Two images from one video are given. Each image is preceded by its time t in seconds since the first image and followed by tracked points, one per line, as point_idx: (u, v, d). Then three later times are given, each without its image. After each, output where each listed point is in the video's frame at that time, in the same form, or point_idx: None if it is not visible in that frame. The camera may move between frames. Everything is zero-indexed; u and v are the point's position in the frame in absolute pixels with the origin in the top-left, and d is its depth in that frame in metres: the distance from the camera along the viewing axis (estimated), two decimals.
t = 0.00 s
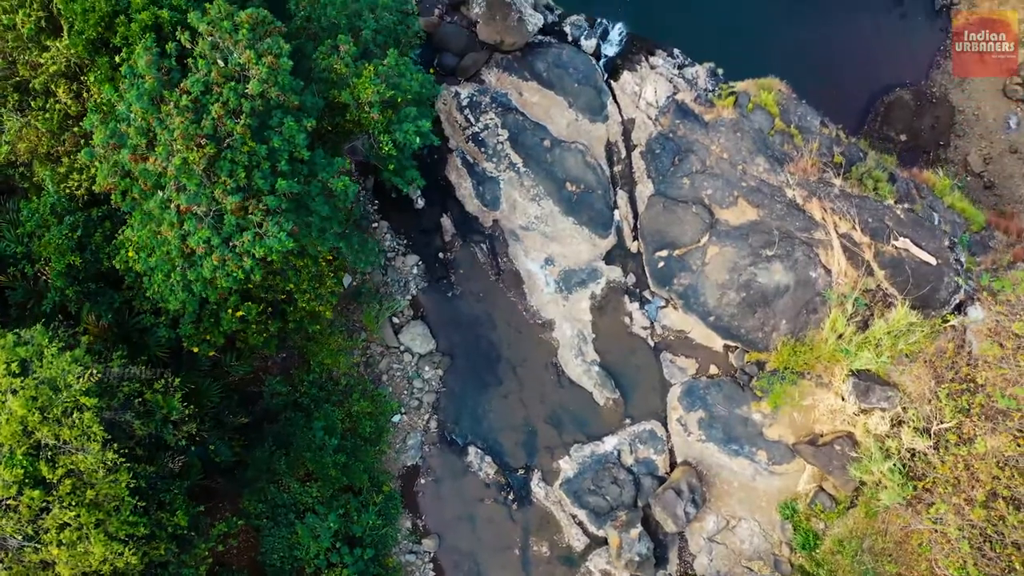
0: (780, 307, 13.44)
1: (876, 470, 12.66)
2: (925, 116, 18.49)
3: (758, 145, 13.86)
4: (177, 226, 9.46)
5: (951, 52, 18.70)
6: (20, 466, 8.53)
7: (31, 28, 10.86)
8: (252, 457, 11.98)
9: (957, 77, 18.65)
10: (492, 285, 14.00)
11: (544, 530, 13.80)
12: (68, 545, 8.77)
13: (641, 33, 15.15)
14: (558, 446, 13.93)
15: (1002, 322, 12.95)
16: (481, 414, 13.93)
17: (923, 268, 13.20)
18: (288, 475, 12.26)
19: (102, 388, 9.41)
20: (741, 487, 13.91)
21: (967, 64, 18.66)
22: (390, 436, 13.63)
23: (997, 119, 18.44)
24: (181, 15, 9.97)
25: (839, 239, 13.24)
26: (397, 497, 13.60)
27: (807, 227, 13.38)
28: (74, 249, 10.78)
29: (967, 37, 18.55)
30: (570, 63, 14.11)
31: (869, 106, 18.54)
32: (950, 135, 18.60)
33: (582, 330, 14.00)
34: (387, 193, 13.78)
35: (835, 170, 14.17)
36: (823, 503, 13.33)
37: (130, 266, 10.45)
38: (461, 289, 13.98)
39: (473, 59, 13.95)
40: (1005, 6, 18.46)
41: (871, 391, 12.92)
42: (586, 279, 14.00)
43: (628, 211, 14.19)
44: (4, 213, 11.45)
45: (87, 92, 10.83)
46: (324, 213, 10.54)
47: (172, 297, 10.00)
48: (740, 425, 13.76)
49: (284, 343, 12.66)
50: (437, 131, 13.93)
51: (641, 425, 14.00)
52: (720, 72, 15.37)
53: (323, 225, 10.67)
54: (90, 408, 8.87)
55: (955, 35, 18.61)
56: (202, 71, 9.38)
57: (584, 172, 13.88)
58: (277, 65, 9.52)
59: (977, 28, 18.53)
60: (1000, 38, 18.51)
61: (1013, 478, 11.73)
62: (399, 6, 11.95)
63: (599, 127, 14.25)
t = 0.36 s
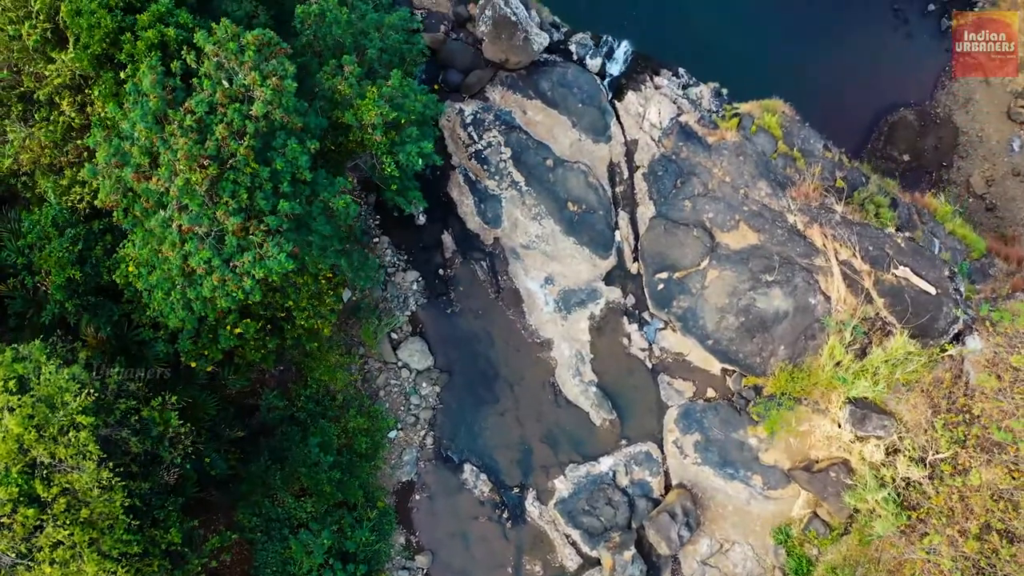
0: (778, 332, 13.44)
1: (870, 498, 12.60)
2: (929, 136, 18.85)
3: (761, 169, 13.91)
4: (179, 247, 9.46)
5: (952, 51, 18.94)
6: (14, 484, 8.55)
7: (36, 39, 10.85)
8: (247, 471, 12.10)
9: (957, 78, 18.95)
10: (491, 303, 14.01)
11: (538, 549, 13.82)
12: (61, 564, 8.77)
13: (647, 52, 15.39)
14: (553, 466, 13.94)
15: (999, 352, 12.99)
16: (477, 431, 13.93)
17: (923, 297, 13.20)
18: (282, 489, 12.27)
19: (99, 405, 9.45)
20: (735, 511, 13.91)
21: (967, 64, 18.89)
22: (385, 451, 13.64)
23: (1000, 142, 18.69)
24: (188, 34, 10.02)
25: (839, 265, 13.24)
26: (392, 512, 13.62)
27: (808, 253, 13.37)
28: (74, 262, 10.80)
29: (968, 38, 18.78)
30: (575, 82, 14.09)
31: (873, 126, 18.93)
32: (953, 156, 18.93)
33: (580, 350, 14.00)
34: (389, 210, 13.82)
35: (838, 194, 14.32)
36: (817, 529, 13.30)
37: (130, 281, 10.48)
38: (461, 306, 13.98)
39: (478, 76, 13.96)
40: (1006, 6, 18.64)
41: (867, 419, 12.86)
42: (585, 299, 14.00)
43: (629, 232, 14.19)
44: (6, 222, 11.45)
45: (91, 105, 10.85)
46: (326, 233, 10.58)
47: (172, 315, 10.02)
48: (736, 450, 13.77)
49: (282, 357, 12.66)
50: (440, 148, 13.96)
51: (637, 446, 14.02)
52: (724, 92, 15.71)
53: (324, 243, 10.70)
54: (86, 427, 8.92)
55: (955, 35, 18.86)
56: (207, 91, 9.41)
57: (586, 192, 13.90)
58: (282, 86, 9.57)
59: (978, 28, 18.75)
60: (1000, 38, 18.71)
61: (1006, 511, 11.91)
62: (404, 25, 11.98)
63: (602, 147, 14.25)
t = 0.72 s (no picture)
0: (776, 358, 13.48)
1: (864, 527, 12.58)
2: (932, 156, 19.07)
3: (762, 194, 13.89)
4: (180, 267, 9.52)
5: (952, 52, 19.34)
6: (10, 504, 8.60)
7: (42, 52, 10.84)
8: (243, 486, 12.01)
9: (959, 77, 19.32)
10: (490, 321, 14.02)
11: (531, 569, 13.83)
12: None
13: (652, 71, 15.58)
14: (548, 485, 13.94)
15: (996, 384, 12.92)
16: (474, 449, 13.95)
17: (921, 326, 13.21)
18: (277, 505, 12.11)
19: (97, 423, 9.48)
20: (729, 535, 13.90)
21: (967, 61, 19.29)
22: (381, 467, 13.64)
23: (1003, 164, 18.85)
24: (194, 53, 10.06)
25: (839, 292, 13.29)
26: (386, 529, 13.63)
27: (808, 279, 13.43)
28: (75, 277, 10.82)
29: (967, 38, 19.22)
30: (579, 102, 14.16)
31: (876, 145, 19.29)
32: (956, 177, 19.09)
33: (578, 370, 14.00)
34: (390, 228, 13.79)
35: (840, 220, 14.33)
36: (810, 555, 13.20)
37: (130, 297, 10.50)
38: (460, 323, 14.00)
39: (482, 95, 13.94)
40: (1003, 9, 19.17)
41: (864, 447, 12.76)
42: (585, 320, 14.01)
43: (630, 253, 14.21)
44: (7, 233, 11.46)
45: (95, 119, 10.86)
46: (326, 252, 10.55)
47: (171, 334, 10.06)
48: (731, 474, 13.77)
49: (280, 372, 12.65)
50: (443, 165, 13.96)
51: (633, 468, 14.03)
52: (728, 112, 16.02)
53: (324, 262, 10.68)
54: (83, 446, 8.94)
55: (955, 35, 19.29)
56: (211, 112, 9.44)
57: (588, 213, 13.89)
58: (287, 109, 9.60)
59: (977, 28, 19.21)
60: (1000, 38, 19.14)
61: (1001, 545, 11.85)
62: (410, 45, 12.00)
63: (605, 168, 14.26)
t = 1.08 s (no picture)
0: (775, 381, 13.54)
1: (860, 552, 12.58)
2: (934, 174, 19.18)
3: (764, 216, 13.82)
4: (181, 286, 9.51)
5: (951, 50, 19.43)
6: (6, 523, 8.61)
7: (46, 66, 10.84)
8: (239, 500, 12.00)
9: (958, 77, 19.41)
10: (489, 338, 14.03)
11: None
12: None
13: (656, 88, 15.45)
14: (545, 503, 13.95)
15: (995, 412, 12.90)
16: (471, 465, 13.96)
17: (920, 352, 13.24)
18: (274, 519, 12.10)
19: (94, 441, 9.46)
20: (725, 557, 13.89)
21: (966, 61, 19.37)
22: (379, 483, 13.65)
23: (1005, 183, 18.91)
24: (198, 72, 10.09)
25: (839, 316, 13.29)
26: (382, 544, 13.63)
27: (808, 302, 13.43)
28: (76, 291, 10.82)
29: (967, 37, 19.29)
30: (582, 121, 14.12)
31: (880, 160, 19.33)
32: (958, 196, 19.14)
33: (577, 389, 14.01)
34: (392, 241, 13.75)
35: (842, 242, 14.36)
36: None
37: (130, 312, 10.51)
38: (459, 340, 14.01)
39: (486, 111, 13.97)
40: (1003, 9, 19.19)
41: (861, 471, 12.76)
42: (584, 339, 14.01)
43: (631, 272, 14.17)
44: (9, 245, 11.47)
45: (99, 133, 10.88)
46: (328, 270, 10.52)
47: (171, 351, 10.03)
48: (728, 495, 13.77)
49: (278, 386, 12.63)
50: (446, 181, 13.97)
51: (630, 487, 14.03)
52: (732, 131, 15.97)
53: (325, 280, 10.65)
54: (81, 466, 8.95)
55: (956, 35, 19.35)
56: (215, 131, 9.45)
57: (590, 232, 13.92)
58: (291, 130, 9.61)
59: (978, 28, 19.25)
60: (1000, 38, 19.19)
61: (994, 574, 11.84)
62: (416, 63, 12.00)
63: (607, 187, 14.26)
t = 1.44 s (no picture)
0: (774, 404, 13.57)
1: None
2: (937, 192, 19.20)
3: (766, 239, 13.85)
4: (181, 309, 9.50)
5: (952, 50, 19.42)
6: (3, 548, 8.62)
7: (51, 82, 10.83)
8: (238, 517, 11.85)
9: (957, 76, 19.47)
10: (489, 357, 14.03)
11: None
12: None
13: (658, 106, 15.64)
14: (542, 523, 13.95)
15: (994, 440, 12.93)
16: (469, 484, 13.96)
17: (919, 379, 13.18)
18: (271, 538, 12.02)
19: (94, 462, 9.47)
20: None
21: (966, 62, 19.42)
22: (376, 500, 13.64)
23: (1006, 203, 18.94)
24: (203, 94, 10.13)
25: (839, 341, 13.30)
26: (379, 561, 13.66)
27: (808, 327, 13.43)
28: (76, 309, 10.83)
29: (967, 38, 19.29)
30: (585, 141, 14.15)
31: (881, 178, 19.42)
32: (959, 215, 19.13)
33: (576, 409, 14.01)
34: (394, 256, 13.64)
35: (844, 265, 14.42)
36: None
37: (130, 331, 10.53)
38: (459, 358, 14.01)
39: (489, 131, 13.99)
40: (1004, 7, 19.10)
41: (858, 497, 12.70)
42: (584, 359, 14.01)
43: (631, 293, 14.22)
44: (10, 259, 11.47)
45: (103, 151, 10.91)
46: (330, 291, 10.49)
47: (170, 374, 10.00)
48: (725, 518, 13.73)
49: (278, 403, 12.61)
50: (448, 200, 13.97)
51: (627, 508, 14.02)
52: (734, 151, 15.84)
53: (327, 302, 10.64)
54: (79, 489, 8.96)
55: (955, 35, 19.33)
56: (217, 155, 9.44)
57: (591, 253, 13.91)
58: (294, 155, 9.65)
59: (978, 28, 19.24)
60: (1001, 38, 19.20)
61: None
62: (420, 84, 12.01)
63: (609, 208, 14.29)
